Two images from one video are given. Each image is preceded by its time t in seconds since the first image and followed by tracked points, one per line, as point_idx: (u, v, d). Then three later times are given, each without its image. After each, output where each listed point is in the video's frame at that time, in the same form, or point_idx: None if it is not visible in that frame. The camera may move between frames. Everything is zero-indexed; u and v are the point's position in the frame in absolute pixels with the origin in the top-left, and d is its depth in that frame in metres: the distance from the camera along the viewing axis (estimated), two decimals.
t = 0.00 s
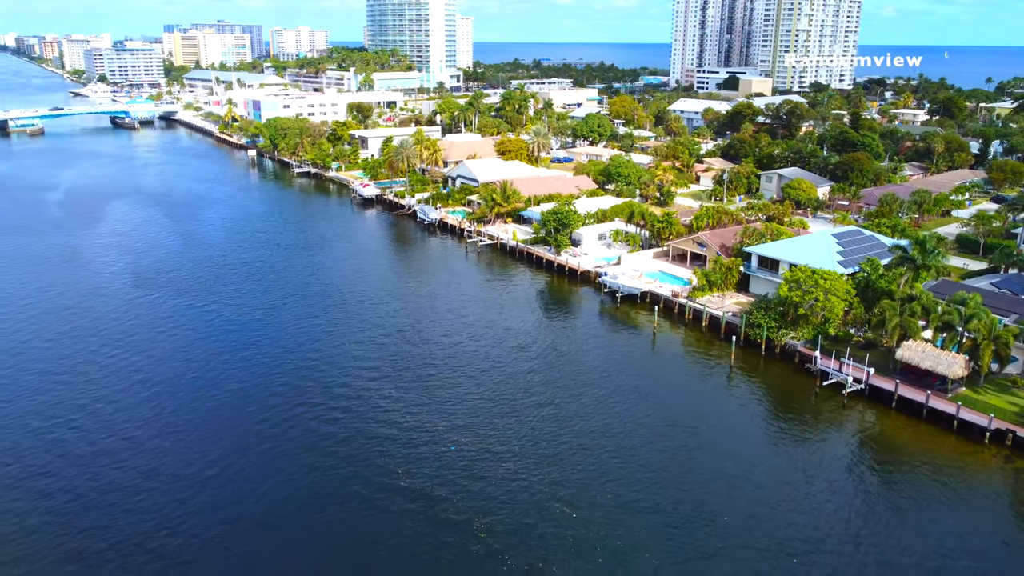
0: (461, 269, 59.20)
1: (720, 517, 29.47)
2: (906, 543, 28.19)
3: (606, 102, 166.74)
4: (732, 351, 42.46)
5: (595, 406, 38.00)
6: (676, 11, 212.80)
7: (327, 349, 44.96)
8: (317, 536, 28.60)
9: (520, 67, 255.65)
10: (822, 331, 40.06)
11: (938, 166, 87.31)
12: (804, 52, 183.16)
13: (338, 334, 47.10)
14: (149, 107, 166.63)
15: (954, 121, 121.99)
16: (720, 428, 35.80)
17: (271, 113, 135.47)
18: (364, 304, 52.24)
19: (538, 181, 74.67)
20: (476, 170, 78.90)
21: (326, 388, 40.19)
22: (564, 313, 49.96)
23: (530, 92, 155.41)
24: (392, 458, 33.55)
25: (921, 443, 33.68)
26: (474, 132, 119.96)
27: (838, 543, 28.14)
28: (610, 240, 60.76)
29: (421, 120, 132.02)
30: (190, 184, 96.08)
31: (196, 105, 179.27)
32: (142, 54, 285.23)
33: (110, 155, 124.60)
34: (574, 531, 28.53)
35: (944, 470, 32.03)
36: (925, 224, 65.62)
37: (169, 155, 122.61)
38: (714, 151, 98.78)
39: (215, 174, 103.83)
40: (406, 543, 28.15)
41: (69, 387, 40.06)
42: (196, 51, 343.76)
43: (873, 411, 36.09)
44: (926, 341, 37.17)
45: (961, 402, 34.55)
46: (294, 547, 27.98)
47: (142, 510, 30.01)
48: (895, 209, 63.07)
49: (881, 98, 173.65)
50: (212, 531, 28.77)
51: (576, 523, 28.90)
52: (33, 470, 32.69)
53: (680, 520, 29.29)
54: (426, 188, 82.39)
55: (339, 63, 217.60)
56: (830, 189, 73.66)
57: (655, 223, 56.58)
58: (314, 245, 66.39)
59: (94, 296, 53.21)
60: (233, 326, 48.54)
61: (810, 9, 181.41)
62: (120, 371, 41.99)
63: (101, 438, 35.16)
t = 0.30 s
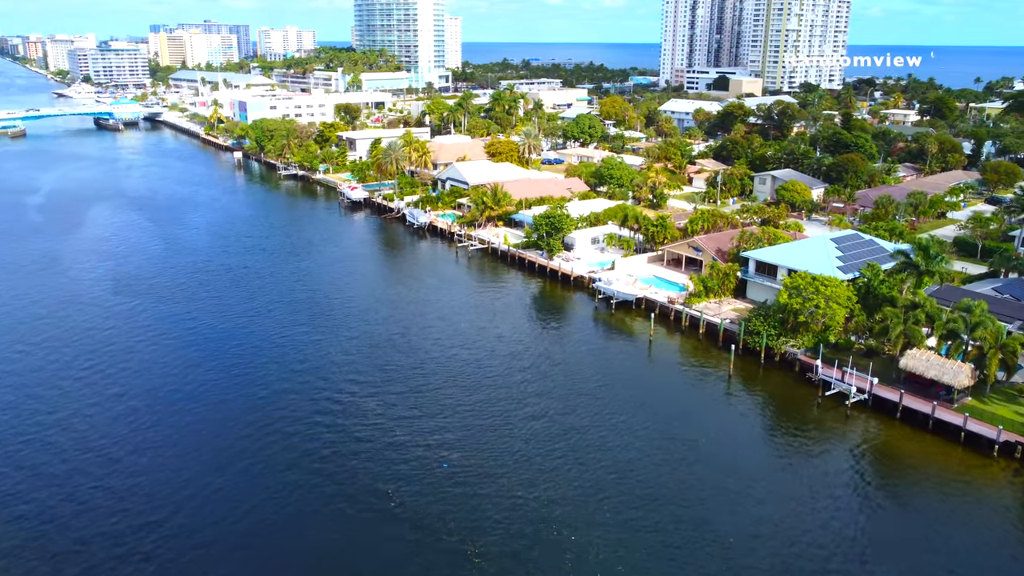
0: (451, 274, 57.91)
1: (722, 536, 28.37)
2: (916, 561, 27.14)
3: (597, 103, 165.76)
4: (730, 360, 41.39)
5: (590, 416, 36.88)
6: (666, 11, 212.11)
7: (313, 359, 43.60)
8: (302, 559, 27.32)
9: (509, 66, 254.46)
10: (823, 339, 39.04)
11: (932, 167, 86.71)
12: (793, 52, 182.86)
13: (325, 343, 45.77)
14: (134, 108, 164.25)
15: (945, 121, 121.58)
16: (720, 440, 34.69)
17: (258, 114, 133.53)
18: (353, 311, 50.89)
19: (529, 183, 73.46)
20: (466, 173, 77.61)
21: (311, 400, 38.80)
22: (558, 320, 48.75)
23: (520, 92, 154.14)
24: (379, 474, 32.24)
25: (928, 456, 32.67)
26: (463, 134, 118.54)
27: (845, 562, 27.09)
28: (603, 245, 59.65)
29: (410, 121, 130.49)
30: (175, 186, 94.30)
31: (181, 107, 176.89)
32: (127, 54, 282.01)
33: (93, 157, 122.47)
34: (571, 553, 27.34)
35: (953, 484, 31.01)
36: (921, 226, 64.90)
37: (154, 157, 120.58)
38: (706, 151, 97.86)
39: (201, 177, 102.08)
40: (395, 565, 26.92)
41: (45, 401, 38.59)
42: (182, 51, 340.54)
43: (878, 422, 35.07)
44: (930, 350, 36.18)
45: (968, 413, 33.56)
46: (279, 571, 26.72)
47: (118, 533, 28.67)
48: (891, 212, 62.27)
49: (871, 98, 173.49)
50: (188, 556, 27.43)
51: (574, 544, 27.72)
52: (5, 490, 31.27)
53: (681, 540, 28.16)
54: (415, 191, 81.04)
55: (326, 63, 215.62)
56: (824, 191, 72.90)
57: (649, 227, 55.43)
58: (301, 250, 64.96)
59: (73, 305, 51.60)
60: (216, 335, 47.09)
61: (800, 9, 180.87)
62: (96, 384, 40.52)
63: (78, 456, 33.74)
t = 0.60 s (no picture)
0: (442, 280, 56.60)
1: (725, 556, 27.24)
2: None
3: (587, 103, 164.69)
4: (729, 370, 40.29)
5: (586, 429, 35.72)
6: (656, 11, 211.39)
7: (299, 370, 42.23)
8: None
9: (498, 67, 253.23)
10: (824, 347, 38.01)
11: (926, 168, 86.06)
12: (783, 53, 182.49)
13: (311, 353, 44.40)
14: (118, 109, 161.85)
15: (936, 121, 121.19)
16: (720, 453, 33.61)
17: (244, 115, 131.67)
18: (340, 319, 49.56)
19: (521, 186, 72.27)
20: (457, 175, 76.33)
21: (296, 413, 37.45)
22: (551, 328, 47.53)
23: (510, 93, 152.91)
24: (366, 491, 30.94)
25: (935, 470, 31.67)
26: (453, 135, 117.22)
27: None
28: (597, 249, 58.54)
29: (399, 121, 128.99)
30: (159, 190, 92.55)
31: (167, 108, 174.69)
32: (112, 54, 278.82)
33: (77, 159, 120.37)
34: None
35: (962, 499, 30.02)
36: (917, 229, 64.25)
37: (138, 159, 118.65)
38: (699, 153, 96.95)
39: (186, 180, 100.28)
40: None
41: (19, 415, 37.05)
42: (168, 52, 337.38)
43: (882, 434, 34.05)
44: (935, 359, 35.21)
45: (976, 425, 32.59)
46: None
47: (92, 557, 27.24)
48: (888, 215, 61.50)
49: (861, 98, 173.25)
50: None
51: (571, 566, 26.55)
52: None
53: (683, 560, 27.02)
54: (405, 194, 79.70)
55: (314, 64, 213.66)
56: (819, 193, 72.11)
57: (644, 231, 54.31)
58: (288, 255, 63.52)
59: (51, 313, 49.96)
60: (198, 344, 45.63)
61: (790, 10, 180.29)
62: (72, 396, 39.04)
63: (52, 474, 32.26)
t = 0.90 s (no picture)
0: (434, 286, 55.34)
1: None
2: None
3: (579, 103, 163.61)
4: (730, 379, 39.17)
5: (584, 442, 34.53)
6: (647, 11, 210.58)
7: (287, 380, 40.97)
8: None
9: (489, 67, 252.03)
10: (828, 356, 36.93)
11: (922, 169, 85.31)
12: (775, 53, 182.05)
13: (299, 362, 43.08)
14: (104, 111, 159.78)
15: (930, 122, 120.68)
16: (722, 467, 32.51)
17: (233, 116, 130.02)
18: (329, 326, 48.29)
19: (514, 188, 71.07)
20: (449, 178, 75.06)
21: (283, 425, 36.19)
22: (547, 335, 46.36)
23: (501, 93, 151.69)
24: (355, 509, 29.67)
25: (946, 484, 30.63)
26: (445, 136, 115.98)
27: None
28: (592, 253, 57.44)
29: (390, 122, 127.59)
30: (145, 193, 90.94)
31: (155, 109, 172.71)
32: (99, 54, 276.12)
33: (62, 161, 118.42)
34: None
35: (975, 515, 28.98)
36: (916, 231, 63.51)
37: (125, 161, 116.99)
38: (693, 154, 96.02)
39: (173, 182, 98.67)
40: None
41: None
42: (157, 52, 334.64)
43: (890, 447, 32.98)
44: (943, 369, 34.16)
45: (987, 437, 31.55)
46: None
47: None
48: (886, 217, 60.61)
49: (854, 98, 172.84)
50: None
51: None
52: None
53: None
54: (396, 198, 78.37)
55: (304, 64, 212.10)
56: (815, 196, 71.30)
57: (640, 234, 53.12)
58: (276, 260, 62.15)
59: (31, 322, 48.45)
60: (183, 353, 44.29)
61: (782, 9, 179.63)
62: (51, 409, 37.67)
63: (27, 493, 30.93)
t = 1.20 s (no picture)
0: (426, 292, 54.04)
1: None
2: None
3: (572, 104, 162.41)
4: (732, 390, 38.05)
5: (582, 456, 33.34)
6: (640, 11, 209.65)
7: (273, 391, 39.65)
8: None
9: (481, 67, 250.68)
10: (833, 365, 35.88)
11: (920, 170, 84.47)
12: (768, 53, 181.45)
13: (286, 373, 41.74)
14: (91, 111, 157.63)
15: (925, 122, 120.00)
16: (724, 482, 31.37)
17: (221, 117, 128.19)
18: (318, 335, 46.95)
19: (507, 191, 69.79)
20: (441, 180, 73.74)
21: (269, 439, 34.86)
22: (542, 343, 45.13)
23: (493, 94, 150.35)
24: (344, 530, 28.36)
25: (959, 500, 29.53)
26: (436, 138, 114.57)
27: None
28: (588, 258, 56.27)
29: (381, 123, 126.09)
30: (131, 195, 89.22)
31: (142, 109, 170.67)
32: (86, 54, 273.26)
33: (47, 163, 116.45)
34: None
35: (990, 532, 27.89)
36: (915, 234, 62.63)
37: (112, 163, 115.19)
38: (688, 155, 94.98)
39: (160, 184, 97.01)
40: None
41: None
42: (146, 52, 331.83)
43: (899, 461, 31.88)
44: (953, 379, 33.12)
45: (1000, 451, 30.48)
46: None
47: None
48: (886, 220, 59.63)
49: (847, 98, 172.26)
50: None
51: None
52: None
53: None
54: (387, 200, 76.94)
55: (294, 65, 210.39)
56: (813, 198, 70.36)
57: (637, 239, 51.89)
58: (264, 266, 60.71)
59: (9, 331, 46.88)
60: (166, 363, 42.89)
61: (775, 9, 178.91)
62: (27, 423, 36.27)
63: None
